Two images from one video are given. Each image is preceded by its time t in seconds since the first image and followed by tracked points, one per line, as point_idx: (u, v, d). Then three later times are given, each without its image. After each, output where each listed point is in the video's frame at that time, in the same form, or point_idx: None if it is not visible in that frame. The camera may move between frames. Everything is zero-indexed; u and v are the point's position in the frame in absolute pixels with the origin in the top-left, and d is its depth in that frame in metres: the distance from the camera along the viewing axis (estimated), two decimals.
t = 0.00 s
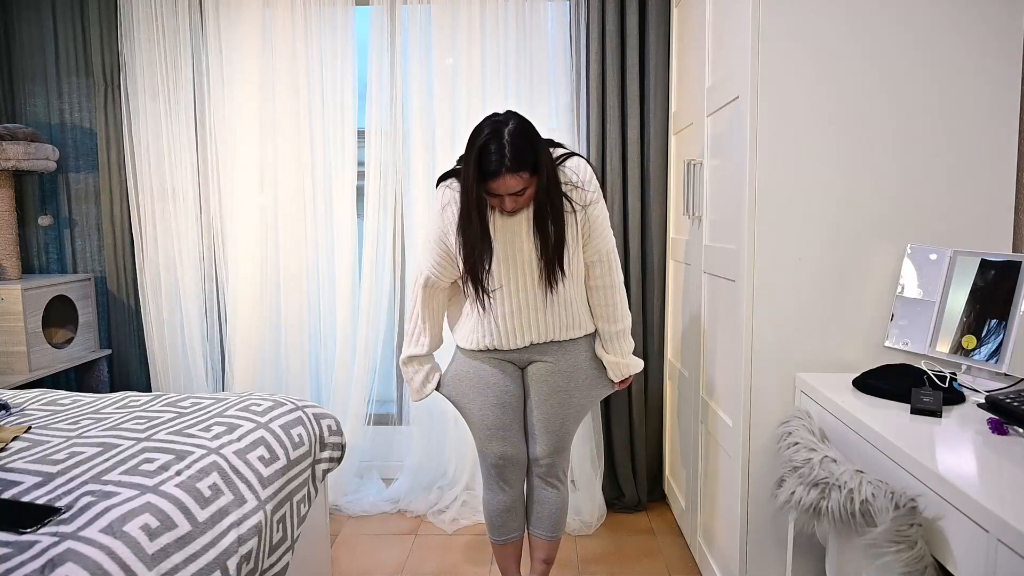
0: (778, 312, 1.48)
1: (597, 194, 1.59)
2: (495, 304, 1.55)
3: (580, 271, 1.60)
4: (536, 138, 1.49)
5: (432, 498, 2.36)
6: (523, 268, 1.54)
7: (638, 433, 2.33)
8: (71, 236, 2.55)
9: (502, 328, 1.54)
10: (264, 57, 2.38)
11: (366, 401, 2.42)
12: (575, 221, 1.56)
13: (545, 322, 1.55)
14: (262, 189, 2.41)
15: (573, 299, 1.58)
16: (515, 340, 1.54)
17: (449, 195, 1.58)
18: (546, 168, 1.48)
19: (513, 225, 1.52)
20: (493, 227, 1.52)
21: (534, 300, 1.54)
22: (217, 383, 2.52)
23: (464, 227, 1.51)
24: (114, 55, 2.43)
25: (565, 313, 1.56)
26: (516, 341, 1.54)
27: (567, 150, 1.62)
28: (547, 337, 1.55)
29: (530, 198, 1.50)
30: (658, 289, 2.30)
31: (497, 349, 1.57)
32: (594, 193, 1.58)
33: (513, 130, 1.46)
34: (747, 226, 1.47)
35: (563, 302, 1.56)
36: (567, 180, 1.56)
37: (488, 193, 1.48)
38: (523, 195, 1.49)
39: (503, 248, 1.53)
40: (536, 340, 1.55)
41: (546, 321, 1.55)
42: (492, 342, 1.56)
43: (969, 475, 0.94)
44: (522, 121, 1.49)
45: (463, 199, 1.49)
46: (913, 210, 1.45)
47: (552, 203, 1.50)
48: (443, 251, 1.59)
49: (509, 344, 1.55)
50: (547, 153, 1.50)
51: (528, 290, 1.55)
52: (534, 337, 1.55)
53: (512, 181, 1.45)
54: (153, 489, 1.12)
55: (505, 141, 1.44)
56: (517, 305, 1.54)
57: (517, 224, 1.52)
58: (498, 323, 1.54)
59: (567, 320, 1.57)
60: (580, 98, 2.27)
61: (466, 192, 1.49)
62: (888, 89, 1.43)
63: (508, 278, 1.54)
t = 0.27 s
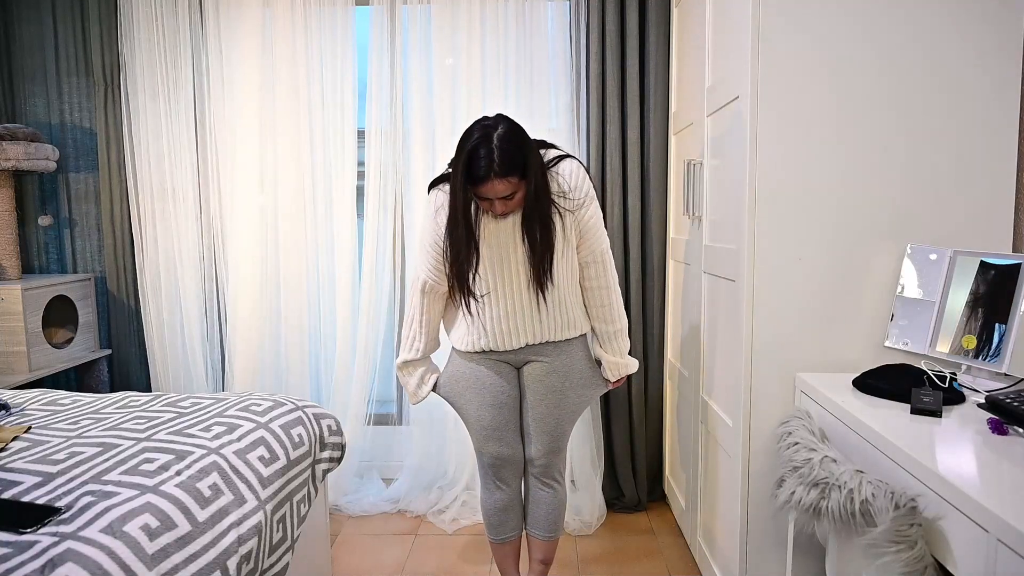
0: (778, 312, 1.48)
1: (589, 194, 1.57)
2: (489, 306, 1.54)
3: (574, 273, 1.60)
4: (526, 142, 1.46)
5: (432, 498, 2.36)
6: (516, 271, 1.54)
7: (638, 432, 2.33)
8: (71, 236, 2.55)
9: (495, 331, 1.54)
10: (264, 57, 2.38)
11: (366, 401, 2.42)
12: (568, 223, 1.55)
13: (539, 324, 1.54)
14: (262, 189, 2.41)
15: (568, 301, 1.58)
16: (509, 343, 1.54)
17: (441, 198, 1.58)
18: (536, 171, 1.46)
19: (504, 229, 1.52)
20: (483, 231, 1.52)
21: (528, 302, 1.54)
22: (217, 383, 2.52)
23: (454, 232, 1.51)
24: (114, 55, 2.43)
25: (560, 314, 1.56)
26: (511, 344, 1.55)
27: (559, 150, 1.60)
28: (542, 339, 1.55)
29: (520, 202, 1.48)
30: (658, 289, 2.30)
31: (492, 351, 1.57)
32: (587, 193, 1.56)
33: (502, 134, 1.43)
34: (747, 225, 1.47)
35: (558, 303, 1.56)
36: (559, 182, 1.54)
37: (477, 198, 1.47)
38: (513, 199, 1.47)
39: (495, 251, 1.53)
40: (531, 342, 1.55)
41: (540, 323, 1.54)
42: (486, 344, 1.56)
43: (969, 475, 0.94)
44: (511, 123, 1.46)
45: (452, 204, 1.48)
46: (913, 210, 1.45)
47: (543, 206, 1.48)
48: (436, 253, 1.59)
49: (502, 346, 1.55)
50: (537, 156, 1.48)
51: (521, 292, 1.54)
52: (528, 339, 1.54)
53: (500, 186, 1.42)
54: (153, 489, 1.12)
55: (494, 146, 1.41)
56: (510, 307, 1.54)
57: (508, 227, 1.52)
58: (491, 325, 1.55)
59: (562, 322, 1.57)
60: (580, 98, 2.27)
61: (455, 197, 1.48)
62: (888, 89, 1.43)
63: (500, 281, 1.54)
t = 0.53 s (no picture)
0: (778, 312, 1.48)
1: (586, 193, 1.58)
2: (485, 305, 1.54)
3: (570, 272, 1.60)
4: (523, 140, 1.46)
5: (432, 498, 2.36)
6: (512, 270, 1.53)
7: (638, 432, 2.33)
8: (71, 236, 2.55)
9: (490, 329, 1.54)
10: (264, 57, 2.37)
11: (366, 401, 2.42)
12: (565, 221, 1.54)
13: (535, 323, 1.54)
14: (262, 189, 2.41)
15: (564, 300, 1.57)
16: (505, 342, 1.54)
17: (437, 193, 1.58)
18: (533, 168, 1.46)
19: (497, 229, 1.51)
20: (478, 230, 1.51)
21: (524, 301, 1.53)
22: (217, 383, 2.52)
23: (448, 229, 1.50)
24: (114, 55, 2.43)
25: (554, 314, 1.56)
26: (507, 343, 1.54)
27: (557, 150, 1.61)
28: (537, 338, 1.55)
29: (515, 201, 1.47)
30: (658, 289, 2.30)
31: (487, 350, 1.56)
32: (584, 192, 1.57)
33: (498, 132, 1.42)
34: (747, 225, 1.47)
35: (553, 303, 1.55)
36: (556, 180, 1.54)
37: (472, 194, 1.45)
38: (510, 197, 1.46)
39: (490, 251, 1.52)
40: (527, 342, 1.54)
41: (537, 322, 1.54)
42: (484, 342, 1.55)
43: (969, 475, 0.94)
44: (507, 120, 1.45)
45: (447, 200, 1.47)
46: (913, 210, 1.45)
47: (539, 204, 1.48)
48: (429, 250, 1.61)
49: (498, 345, 1.54)
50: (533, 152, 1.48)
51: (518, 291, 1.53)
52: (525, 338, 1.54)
53: (497, 182, 1.41)
54: (154, 489, 1.12)
55: (491, 142, 1.40)
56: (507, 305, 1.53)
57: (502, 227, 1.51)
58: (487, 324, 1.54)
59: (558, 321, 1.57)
60: (580, 98, 2.27)
61: (450, 192, 1.47)
62: (888, 89, 1.43)
63: (495, 280, 1.53)
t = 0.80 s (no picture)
0: (778, 312, 1.48)
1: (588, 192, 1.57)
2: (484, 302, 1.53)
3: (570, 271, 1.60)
4: (523, 136, 1.46)
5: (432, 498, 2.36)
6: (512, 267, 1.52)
7: (638, 432, 2.33)
8: (71, 236, 2.55)
9: (489, 327, 1.53)
10: (264, 57, 2.37)
11: (366, 401, 2.42)
12: (566, 220, 1.54)
13: (534, 323, 1.54)
14: (262, 189, 2.41)
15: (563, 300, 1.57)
16: (503, 340, 1.54)
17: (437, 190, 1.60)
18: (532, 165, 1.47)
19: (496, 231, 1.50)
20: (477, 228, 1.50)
21: (523, 300, 1.53)
22: (217, 383, 2.52)
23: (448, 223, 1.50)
24: (114, 55, 2.43)
25: (553, 314, 1.55)
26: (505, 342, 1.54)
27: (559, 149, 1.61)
28: (536, 337, 1.54)
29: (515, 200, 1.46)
30: (658, 289, 2.30)
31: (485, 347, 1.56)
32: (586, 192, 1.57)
33: (498, 126, 1.43)
34: (747, 225, 1.47)
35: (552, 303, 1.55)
36: (557, 180, 1.54)
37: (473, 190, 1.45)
38: (510, 193, 1.45)
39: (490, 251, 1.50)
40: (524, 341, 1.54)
41: (535, 322, 1.54)
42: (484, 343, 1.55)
43: (969, 475, 0.94)
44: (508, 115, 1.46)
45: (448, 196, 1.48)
46: (913, 210, 1.45)
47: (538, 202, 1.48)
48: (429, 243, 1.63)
49: (496, 343, 1.54)
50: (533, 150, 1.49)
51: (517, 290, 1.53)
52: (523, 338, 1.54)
53: (497, 177, 1.42)
54: (154, 489, 1.12)
55: (492, 135, 1.41)
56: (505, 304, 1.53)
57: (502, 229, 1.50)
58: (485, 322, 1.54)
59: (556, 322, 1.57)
60: (580, 98, 2.27)
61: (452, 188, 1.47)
62: (888, 89, 1.43)
63: (495, 278, 1.53)
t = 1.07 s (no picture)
0: (777, 312, 1.48)
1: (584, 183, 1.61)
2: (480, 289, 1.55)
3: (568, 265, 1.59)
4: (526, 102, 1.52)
5: (432, 498, 2.36)
6: (509, 252, 1.54)
7: (638, 432, 2.33)
8: (71, 236, 2.55)
9: (486, 315, 1.53)
10: (264, 57, 2.37)
11: (366, 401, 2.42)
12: (564, 206, 1.57)
13: (531, 311, 1.53)
14: (262, 189, 2.41)
15: (561, 292, 1.57)
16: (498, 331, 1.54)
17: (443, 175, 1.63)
18: (535, 129, 1.53)
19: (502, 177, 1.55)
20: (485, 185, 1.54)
21: (519, 287, 1.54)
22: (217, 383, 2.52)
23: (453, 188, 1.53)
24: (114, 55, 2.43)
25: (551, 302, 1.54)
26: (501, 331, 1.54)
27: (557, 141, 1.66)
28: (532, 324, 1.53)
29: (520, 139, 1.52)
30: (658, 289, 2.30)
31: (481, 338, 1.56)
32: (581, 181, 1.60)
33: (503, 87, 1.49)
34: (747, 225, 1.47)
35: (549, 292, 1.55)
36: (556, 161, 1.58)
37: (476, 129, 1.50)
38: (516, 132, 1.52)
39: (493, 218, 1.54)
40: (521, 331, 1.53)
41: (531, 310, 1.53)
42: (484, 342, 1.56)
43: (969, 475, 0.94)
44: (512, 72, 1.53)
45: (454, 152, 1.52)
46: (913, 210, 1.45)
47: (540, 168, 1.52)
48: (438, 236, 1.64)
49: (492, 332, 1.54)
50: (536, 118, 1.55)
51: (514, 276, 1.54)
52: (519, 328, 1.53)
53: (504, 113, 1.49)
54: (154, 489, 1.12)
55: (496, 82, 1.49)
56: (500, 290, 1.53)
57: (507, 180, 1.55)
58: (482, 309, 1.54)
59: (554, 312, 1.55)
60: (580, 98, 2.27)
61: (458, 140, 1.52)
62: (888, 90, 1.43)
63: (494, 264, 1.55)
